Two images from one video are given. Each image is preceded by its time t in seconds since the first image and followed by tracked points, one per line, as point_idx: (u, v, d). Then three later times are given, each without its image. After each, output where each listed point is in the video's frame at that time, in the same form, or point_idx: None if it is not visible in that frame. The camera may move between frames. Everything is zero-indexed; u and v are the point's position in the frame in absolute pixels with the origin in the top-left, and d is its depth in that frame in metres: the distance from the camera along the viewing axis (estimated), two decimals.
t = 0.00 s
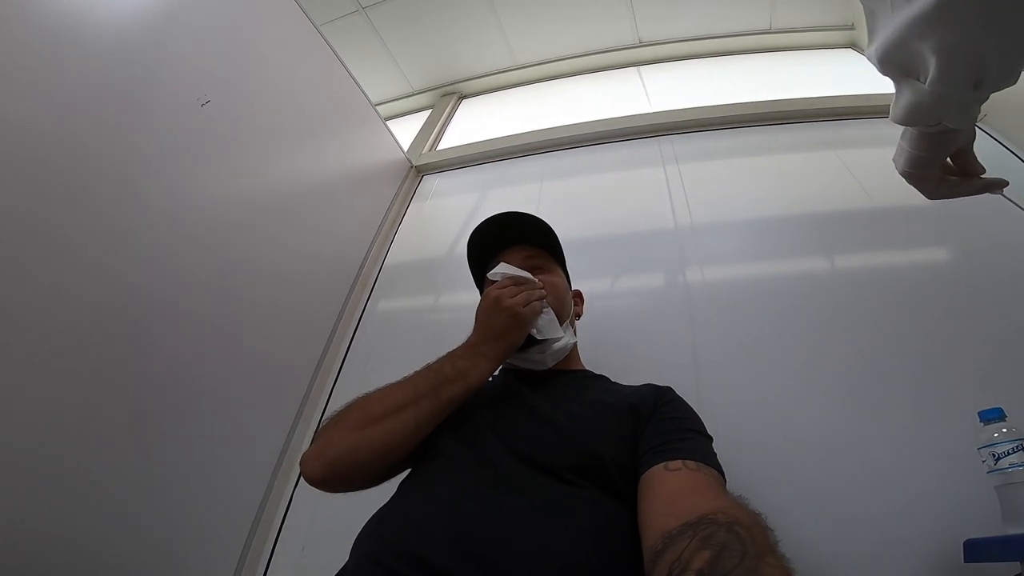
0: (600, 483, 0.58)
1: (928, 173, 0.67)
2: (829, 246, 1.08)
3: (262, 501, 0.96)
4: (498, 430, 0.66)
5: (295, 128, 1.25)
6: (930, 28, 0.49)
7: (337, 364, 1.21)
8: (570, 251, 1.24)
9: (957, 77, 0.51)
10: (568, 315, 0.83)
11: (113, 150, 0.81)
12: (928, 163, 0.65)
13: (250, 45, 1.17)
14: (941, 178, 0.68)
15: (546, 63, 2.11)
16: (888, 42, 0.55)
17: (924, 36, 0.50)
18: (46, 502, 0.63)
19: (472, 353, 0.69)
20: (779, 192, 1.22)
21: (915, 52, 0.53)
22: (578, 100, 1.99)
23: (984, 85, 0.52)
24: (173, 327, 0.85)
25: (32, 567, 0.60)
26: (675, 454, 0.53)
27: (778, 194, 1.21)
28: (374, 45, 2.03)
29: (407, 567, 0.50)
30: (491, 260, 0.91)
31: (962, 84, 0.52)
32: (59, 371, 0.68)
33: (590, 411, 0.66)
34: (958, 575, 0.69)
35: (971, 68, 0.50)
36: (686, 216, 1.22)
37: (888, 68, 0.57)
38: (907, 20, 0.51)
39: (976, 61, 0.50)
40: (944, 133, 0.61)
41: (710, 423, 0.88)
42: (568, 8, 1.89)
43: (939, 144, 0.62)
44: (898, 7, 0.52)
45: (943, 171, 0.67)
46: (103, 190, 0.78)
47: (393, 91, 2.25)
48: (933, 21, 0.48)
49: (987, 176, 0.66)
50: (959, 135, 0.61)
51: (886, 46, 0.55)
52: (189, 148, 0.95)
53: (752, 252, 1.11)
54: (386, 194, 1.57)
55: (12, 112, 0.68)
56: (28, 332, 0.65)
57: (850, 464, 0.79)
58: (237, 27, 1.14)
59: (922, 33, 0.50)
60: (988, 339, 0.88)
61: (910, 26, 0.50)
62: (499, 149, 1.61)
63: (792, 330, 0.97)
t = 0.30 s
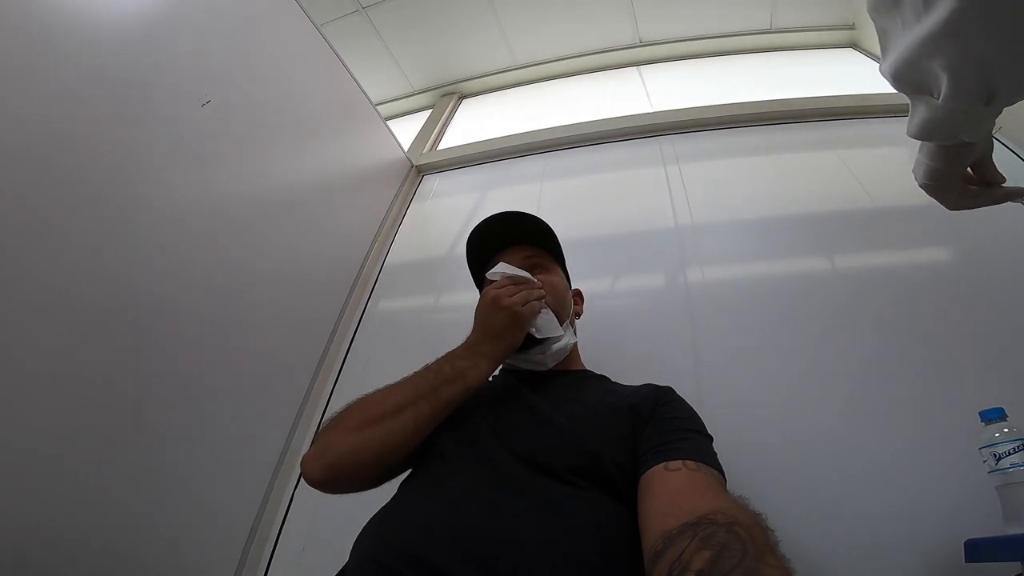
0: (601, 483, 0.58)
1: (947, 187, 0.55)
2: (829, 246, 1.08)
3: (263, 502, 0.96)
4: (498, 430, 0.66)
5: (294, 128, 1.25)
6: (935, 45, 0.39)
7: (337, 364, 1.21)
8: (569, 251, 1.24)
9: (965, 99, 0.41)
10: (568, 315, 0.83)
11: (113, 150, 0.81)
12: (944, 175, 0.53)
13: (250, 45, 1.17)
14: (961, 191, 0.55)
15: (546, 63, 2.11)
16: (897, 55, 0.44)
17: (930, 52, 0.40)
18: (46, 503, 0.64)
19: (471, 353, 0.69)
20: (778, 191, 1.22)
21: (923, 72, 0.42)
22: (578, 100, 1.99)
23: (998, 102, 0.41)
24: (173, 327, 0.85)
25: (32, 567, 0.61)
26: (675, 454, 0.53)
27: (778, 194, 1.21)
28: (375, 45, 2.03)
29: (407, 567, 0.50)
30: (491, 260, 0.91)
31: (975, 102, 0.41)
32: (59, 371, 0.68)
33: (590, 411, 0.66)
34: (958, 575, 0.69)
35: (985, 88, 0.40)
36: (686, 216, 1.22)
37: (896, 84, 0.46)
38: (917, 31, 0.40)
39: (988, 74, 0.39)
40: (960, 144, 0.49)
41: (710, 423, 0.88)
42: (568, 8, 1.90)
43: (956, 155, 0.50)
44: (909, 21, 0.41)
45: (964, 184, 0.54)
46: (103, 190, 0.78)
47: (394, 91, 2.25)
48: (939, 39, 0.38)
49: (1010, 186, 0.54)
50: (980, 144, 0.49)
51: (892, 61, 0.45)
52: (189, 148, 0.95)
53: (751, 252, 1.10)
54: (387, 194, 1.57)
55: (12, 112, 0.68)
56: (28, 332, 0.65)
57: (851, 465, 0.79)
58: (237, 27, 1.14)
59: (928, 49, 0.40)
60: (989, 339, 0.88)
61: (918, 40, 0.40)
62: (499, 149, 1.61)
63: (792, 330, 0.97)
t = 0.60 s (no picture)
0: (600, 483, 0.58)
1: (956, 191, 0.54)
2: (829, 245, 1.08)
3: (263, 502, 0.96)
4: (498, 429, 0.66)
5: (294, 128, 1.25)
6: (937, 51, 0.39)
7: (337, 364, 1.21)
8: (569, 251, 1.24)
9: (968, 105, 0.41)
10: (567, 316, 0.83)
11: (113, 151, 0.81)
12: (953, 180, 0.52)
13: (249, 45, 1.17)
14: (969, 195, 0.55)
15: (546, 63, 2.11)
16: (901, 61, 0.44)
17: (933, 58, 0.40)
18: (46, 504, 0.63)
19: (469, 352, 0.69)
20: (779, 191, 1.22)
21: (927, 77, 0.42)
22: (578, 99, 1.99)
23: (1004, 106, 0.41)
24: (172, 328, 0.85)
25: (32, 569, 0.60)
26: (676, 453, 0.53)
27: (778, 194, 1.21)
28: (375, 44, 2.03)
29: (407, 566, 0.50)
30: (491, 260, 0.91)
31: (979, 106, 0.40)
32: (58, 372, 0.68)
33: (590, 410, 0.66)
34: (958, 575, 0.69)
35: (989, 94, 0.40)
36: (686, 216, 1.22)
37: (901, 88, 0.45)
38: (919, 37, 0.40)
39: (993, 79, 0.39)
40: (968, 149, 0.48)
41: (710, 423, 0.88)
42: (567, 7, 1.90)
43: (964, 159, 0.50)
44: (914, 27, 0.41)
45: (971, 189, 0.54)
46: (104, 190, 0.78)
47: (394, 90, 2.25)
48: (941, 45, 0.38)
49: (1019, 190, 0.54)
50: (988, 149, 0.48)
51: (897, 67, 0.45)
52: (189, 148, 0.95)
53: (752, 252, 1.10)
54: (386, 193, 1.57)
55: (12, 113, 0.68)
56: (28, 333, 0.65)
57: (851, 464, 0.79)
58: (236, 27, 1.14)
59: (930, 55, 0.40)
60: (988, 339, 0.88)
61: (920, 47, 0.40)
62: (499, 149, 1.61)
63: (792, 330, 0.97)
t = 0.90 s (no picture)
0: (601, 481, 0.58)
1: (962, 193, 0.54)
2: (829, 246, 1.08)
3: (263, 502, 0.96)
4: (498, 427, 0.66)
5: (295, 127, 1.25)
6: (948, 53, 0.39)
7: (337, 364, 1.21)
8: (570, 250, 1.24)
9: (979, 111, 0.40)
10: (567, 316, 0.83)
11: (113, 151, 0.81)
12: (958, 184, 0.52)
13: (250, 45, 1.17)
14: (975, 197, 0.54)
15: (546, 63, 2.11)
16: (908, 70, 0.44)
17: (943, 63, 0.40)
18: (46, 504, 0.63)
19: (468, 349, 0.69)
20: (780, 191, 1.22)
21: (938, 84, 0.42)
22: (578, 99, 1.99)
23: (1010, 112, 0.41)
24: (172, 327, 0.85)
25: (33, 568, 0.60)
26: (676, 452, 0.53)
27: (779, 194, 1.21)
28: (375, 44, 2.03)
29: (409, 564, 0.50)
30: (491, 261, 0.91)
31: (987, 111, 0.40)
32: (58, 372, 0.68)
33: (590, 408, 0.66)
34: (958, 575, 0.70)
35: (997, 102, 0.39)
36: (687, 216, 1.22)
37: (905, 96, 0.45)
38: (928, 44, 0.40)
39: (1001, 85, 0.39)
40: (975, 153, 0.48)
41: (711, 423, 0.88)
42: (567, 8, 1.90)
43: (971, 162, 0.49)
44: (921, 34, 0.42)
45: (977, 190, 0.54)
46: (104, 190, 0.78)
47: (394, 90, 2.25)
48: (951, 50, 0.38)
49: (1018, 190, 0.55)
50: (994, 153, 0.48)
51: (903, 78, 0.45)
52: (190, 147, 0.95)
53: (753, 252, 1.10)
54: (387, 193, 1.57)
55: (13, 113, 0.68)
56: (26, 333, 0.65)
57: (852, 465, 0.79)
58: (237, 27, 1.14)
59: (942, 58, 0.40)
60: (988, 340, 0.88)
61: (928, 52, 0.40)
62: (499, 149, 1.61)
63: (792, 330, 0.97)
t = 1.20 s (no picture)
0: (600, 480, 0.58)
1: None
2: (829, 246, 1.08)
3: (262, 501, 0.96)
4: (497, 426, 0.66)
5: (295, 127, 1.25)
6: (999, 137, 0.43)
7: (336, 364, 1.21)
8: (570, 250, 1.24)
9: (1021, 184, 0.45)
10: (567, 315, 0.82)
11: (113, 150, 0.81)
12: None
13: (250, 44, 1.16)
14: None
15: (546, 63, 2.11)
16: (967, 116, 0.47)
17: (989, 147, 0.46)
18: (46, 504, 0.63)
19: (463, 346, 0.69)
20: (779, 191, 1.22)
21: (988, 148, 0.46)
22: (578, 100, 1.99)
23: None
24: (172, 327, 0.85)
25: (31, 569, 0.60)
26: (677, 452, 0.53)
27: (779, 194, 1.21)
28: (375, 44, 2.03)
29: (408, 563, 0.49)
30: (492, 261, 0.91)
31: None
32: (58, 372, 0.67)
33: (589, 407, 0.66)
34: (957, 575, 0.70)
35: None
36: (687, 215, 1.22)
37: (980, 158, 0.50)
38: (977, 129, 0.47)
39: None
40: None
41: (710, 423, 0.88)
42: (567, 7, 1.90)
43: None
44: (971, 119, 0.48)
45: None
46: (104, 191, 0.78)
47: (394, 90, 2.25)
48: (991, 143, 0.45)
49: None
50: None
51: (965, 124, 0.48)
52: (190, 147, 0.95)
53: (753, 252, 1.10)
54: (386, 193, 1.57)
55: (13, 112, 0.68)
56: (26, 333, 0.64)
57: (852, 465, 0.79)
58: (238, 27, 1.14)
59: (993, 135, 0.43)
60: (988, 340, 0.88)
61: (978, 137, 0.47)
62: (499, 148, 1.61)
63: (792, 330, 0.97)
